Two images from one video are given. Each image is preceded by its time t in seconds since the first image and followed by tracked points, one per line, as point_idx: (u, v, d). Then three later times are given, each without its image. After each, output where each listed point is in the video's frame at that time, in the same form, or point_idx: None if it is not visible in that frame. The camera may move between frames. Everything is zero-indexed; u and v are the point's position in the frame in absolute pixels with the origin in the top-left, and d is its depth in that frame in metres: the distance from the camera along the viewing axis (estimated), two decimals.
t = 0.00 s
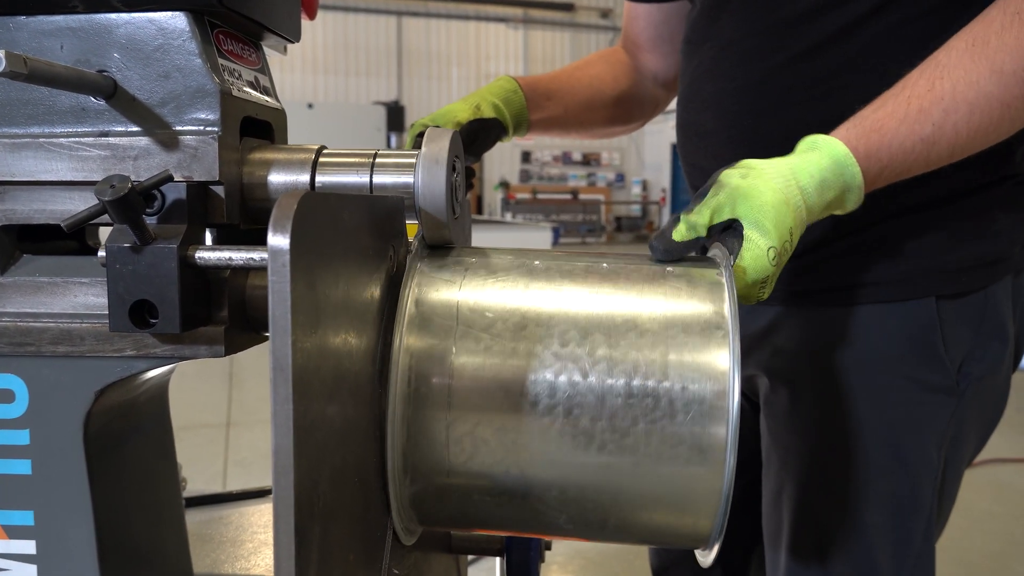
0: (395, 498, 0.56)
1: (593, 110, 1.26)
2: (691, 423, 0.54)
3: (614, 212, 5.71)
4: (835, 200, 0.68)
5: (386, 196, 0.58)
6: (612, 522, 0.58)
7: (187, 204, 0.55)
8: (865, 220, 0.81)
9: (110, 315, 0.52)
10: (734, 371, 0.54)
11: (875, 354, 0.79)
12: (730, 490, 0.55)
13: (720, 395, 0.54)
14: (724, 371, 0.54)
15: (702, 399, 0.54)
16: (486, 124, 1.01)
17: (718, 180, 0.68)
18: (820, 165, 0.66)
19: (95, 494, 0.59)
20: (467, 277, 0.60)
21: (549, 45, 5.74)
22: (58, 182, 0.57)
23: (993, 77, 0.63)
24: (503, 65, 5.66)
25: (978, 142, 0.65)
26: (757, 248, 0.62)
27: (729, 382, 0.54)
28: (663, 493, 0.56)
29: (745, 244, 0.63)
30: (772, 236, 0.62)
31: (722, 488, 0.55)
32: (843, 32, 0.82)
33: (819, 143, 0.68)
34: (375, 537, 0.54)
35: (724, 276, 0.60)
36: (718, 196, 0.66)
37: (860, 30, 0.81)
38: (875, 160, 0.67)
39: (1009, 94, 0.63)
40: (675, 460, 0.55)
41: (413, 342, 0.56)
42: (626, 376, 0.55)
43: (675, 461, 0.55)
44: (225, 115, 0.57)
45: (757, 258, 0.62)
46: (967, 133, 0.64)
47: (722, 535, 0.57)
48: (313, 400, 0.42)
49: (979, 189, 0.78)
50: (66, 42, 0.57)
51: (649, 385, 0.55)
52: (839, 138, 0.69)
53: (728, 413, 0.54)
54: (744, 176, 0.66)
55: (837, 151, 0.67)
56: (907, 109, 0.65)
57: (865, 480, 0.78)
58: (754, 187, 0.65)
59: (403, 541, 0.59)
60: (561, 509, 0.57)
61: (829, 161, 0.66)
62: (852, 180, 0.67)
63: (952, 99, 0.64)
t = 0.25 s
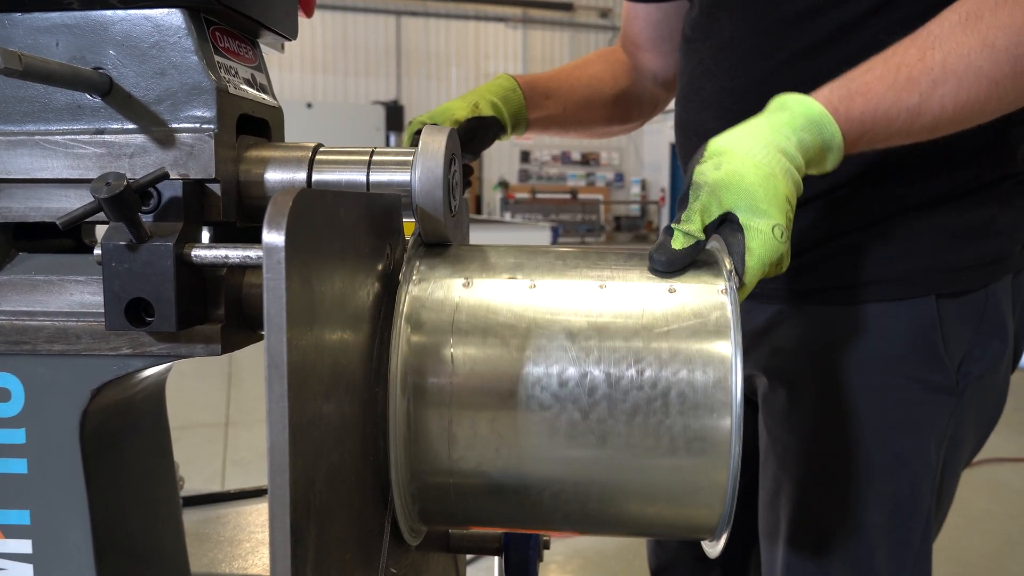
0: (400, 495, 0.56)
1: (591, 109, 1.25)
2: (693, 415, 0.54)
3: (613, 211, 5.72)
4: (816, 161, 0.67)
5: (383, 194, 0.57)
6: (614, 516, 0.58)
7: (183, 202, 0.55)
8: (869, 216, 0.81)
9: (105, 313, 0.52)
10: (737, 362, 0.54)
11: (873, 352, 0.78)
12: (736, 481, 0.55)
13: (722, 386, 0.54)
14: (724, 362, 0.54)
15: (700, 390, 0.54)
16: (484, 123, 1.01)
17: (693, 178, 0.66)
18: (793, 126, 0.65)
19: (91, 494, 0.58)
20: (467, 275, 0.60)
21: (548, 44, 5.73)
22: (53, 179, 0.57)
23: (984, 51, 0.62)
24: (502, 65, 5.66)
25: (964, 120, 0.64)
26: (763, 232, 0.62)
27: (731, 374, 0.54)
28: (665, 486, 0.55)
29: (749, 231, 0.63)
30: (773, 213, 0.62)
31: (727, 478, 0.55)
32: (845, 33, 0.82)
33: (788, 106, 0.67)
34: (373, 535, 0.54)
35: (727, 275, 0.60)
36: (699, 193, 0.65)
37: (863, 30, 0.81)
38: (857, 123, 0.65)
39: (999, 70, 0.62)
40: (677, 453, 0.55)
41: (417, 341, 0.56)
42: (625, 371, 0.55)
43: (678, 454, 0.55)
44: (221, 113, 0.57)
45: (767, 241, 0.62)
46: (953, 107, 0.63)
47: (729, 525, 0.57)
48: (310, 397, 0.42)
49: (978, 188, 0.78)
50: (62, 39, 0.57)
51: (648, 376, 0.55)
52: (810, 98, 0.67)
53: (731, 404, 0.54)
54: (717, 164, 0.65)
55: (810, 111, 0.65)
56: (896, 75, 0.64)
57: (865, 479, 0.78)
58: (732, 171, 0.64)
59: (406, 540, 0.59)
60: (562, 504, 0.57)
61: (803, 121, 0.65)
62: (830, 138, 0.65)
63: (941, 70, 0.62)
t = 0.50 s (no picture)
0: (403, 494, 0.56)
1: (590, 110, 1.25)
2: (692, 409, 0.53)
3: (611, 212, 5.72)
4: (820, 137, 0.64)
5: (377, 195, 0.57)
6: (615, 512, 0.57)
7: (178, 202, 0.54)
8: (859, 212, 0.78)
9: (99, 314, 0.51)
10: (736, 354, 0.53)
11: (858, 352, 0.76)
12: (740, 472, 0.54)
13: (722, 379, 0.53)
14: (724, 354, 0.53)
15: (703, 384, 0.53)
16: (481, 123, 1.01)
17: (696, 157, 0.62)
18: (796, 100, 0.62)
19: (85, 495, 0.58)
20: (461, 273, 0.59)
21: (547, 44, 5.73)
22: (47, 180, 0.57)
23: (991, 30, 0.59)
24: (500, 65, 5.65)
25: (968, 101, 0.61)
26: (772, 212, 0.59)
27: (731, 366, 0.53)
28: (666, 481, 0.55)
29: (757, 213, 0.60)
30: (781, 193, 0.60)
31: (731, 468, 0.54)
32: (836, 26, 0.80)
33: (791, 77, 0.63)
34: (367, 536, 0.54)
35: (726, 270, 0.58)
36: (703, 175, 0.61)
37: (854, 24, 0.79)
38: (861, 99, 0.62)
39: (1006, 50, 0.59)
40: (676, 448, 0.54)
41: (412, 345, 0.55)
42: (620, 369, 0.54)
43: (677, 448, 0.54)
44: (215, 113, 0.57)
45: (777, 222, 0.59)
46: (958, 87, 0.60)
47: (735, 516, 0.56)
48: (301, 397, 0.42)
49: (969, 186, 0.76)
50: (55, 39, 0.57)
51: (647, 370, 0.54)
52: (814, 71, 0.63)
53: (731, 395, 0.53)
54: (722, 143, 0.61)
55: (814, 84, 0.62)
56: (900, 52, 0.61)
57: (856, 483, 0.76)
58: (737, 151, 0.60)
59: (411, 542, 0.59)
60: (561, 502, 0.57)
61: (807, 94, 0.62)
62: (834, 114, 0.62)
63: (947, 48, 0.59)
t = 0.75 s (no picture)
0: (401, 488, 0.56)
1: (588, 110, 1.25)
2: (694, 402, 0.53)
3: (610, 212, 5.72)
4: (823, 119, 0.62)
5: (376, 193, 0.57)
6: (618, 507, 0.57)
7: (174, 200, 0.54)
8: (854, 209, 0.78)
9: (95, 312, 0.51)
10: (738, 344, 0.53)
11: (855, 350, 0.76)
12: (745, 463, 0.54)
13: (723, 371, 0.53)
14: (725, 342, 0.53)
15: (704, 373, 0.53)
16: (479, 123, 1.01)
17: (698, 147, 0.59)
18: (796, 81, 0.59)
19: (81, 494, 0.58)
20: (458, 270, 0.59)
21: (546, 44, 5.73)
22: (42, 177, 0.57)
23: (992, 9, 0.58)
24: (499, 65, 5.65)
25: (970, 83, 0.59)
26: (778, 194, 0.57)
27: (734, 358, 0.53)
28: (669, 474, 0.55)
29: (762, 195, 0.57)
30: (787, 174, 0.57)
31: (735, 460, 0.54)
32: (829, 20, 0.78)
33: (790, 58, 0.61)
34: (363, 535, 0.53)
35: (724, 257, 0.58)
36: (706, 165, 0.58)
37: (852, 18, 0.77)
38: (863, 80, 0.60)
39: (1008, 30, 0.58)
40: (679, 441, 0.54)
41: (413, 340, 0.55)
42: (619, 364, 0.54)
43: (680, 441, 0.54)
44: (212, 110, 0.56)
45: (784, 204, 0.56)
46: (960, 67, 0.58)
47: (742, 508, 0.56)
48: (297, 395, 0.42)
49: (963, 184, 0.75)
50: (51, 36, 0.56)
51: (648, 359, 0.53)
52: (813, 51, 0.61)
53: (734, 387, 0.53)
54: (723, 130, 0.58)
55: (815, 63, 0.60)
56: (901, 33, 0.60)
57: (853, 482, 0.76)
58: (739, 136, 0.57)
59: (415, 542, 0.58)
60: (562, 499, 0.56)
61: (808, 74, 0.60)
62: (836, 95, 0.60)
63: (948, 28, 0.58)
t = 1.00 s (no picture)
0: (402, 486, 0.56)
1: (586, 110, 1.25)
2: (696, 400, 0.53)
3: (609, 211, 5.72)
4: (827, 112, 0.61)
5: (376, 191, 0.57)
6: (619, 506, 0.57)
7: (173, 197, 0.54)
8: (854, 207, 0.77)
9: (95, 310, 0.51)
10: (740, 343, 0.53)
11: (855, 349, 0.76)
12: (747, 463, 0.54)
13: (726, 370, 0.53)
14: (728, 340, 0.53)
15: (706, 372, 0.53)
16: (479, 123, 1.01)
17: (704, 141, 0.59)
18: (801, 73, 0.59)
19: (81, 492, 0.58)
20: (460, 268, 0.59)
21: (546, 44, 5.73)
22: (42, 175, 0.57)
23: None
24: (499, 65, 5.65)
25: (975, 73, 0.59)
26: (785, 185, 0.57)
27: (736, 357, 0.53)
28: (670, 473, 0.55)
29: (769, 186, 0.57)
30: (794, 165, 0.57)
31: (737, 459, 0.54)
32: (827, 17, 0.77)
33: (794, 51, 0.61)
34: (364, 533, 0.53)
35: (724, 252, 0.58)
36: (714, 160, 0.58)
37: (850, 15, 0.77)
38: (868, 72, 0.60)
39: (1012, 20, 0.58)
40: (680, 439, 0.54)
41: (417, 340, 0.55)
42: (621, 361, 0.54)
43: (681, 439, 0.54)
44: (211, 108, 0.56)
45: (791, 194, 0.56)
46: (965, 58, 0.58)
47: (744, 507, 0.56)
48: (298, 392, 0.42)
49: (963, 181, 0.75)
50: (51, 33, 0.56)
51: (651, 356, 0.53)
52: (818, 44, 0.61)
53: (736, 386, 0.53)
54: (729, 124, 0.58)
55: (819, 56, 0.59)
56: (905, 24, 0.59)
57: (852, 481, 0.75)
58: (746, 128, 0.57)
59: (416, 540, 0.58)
60: (563, 498, 0.56)
61: (812, 67, 0.59)
62: (841, 86, 0.59)
63: (952, 18, 0.58)
